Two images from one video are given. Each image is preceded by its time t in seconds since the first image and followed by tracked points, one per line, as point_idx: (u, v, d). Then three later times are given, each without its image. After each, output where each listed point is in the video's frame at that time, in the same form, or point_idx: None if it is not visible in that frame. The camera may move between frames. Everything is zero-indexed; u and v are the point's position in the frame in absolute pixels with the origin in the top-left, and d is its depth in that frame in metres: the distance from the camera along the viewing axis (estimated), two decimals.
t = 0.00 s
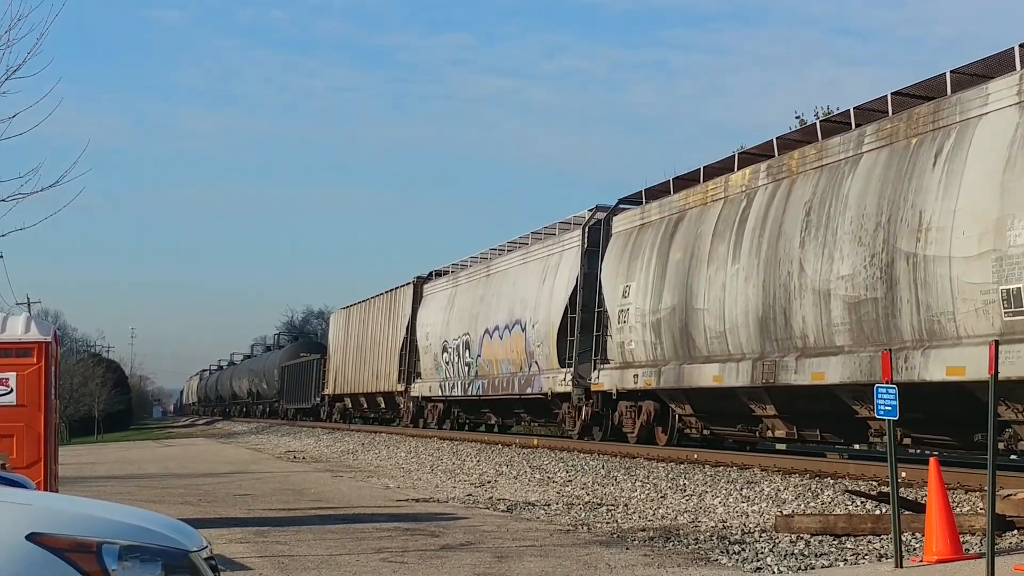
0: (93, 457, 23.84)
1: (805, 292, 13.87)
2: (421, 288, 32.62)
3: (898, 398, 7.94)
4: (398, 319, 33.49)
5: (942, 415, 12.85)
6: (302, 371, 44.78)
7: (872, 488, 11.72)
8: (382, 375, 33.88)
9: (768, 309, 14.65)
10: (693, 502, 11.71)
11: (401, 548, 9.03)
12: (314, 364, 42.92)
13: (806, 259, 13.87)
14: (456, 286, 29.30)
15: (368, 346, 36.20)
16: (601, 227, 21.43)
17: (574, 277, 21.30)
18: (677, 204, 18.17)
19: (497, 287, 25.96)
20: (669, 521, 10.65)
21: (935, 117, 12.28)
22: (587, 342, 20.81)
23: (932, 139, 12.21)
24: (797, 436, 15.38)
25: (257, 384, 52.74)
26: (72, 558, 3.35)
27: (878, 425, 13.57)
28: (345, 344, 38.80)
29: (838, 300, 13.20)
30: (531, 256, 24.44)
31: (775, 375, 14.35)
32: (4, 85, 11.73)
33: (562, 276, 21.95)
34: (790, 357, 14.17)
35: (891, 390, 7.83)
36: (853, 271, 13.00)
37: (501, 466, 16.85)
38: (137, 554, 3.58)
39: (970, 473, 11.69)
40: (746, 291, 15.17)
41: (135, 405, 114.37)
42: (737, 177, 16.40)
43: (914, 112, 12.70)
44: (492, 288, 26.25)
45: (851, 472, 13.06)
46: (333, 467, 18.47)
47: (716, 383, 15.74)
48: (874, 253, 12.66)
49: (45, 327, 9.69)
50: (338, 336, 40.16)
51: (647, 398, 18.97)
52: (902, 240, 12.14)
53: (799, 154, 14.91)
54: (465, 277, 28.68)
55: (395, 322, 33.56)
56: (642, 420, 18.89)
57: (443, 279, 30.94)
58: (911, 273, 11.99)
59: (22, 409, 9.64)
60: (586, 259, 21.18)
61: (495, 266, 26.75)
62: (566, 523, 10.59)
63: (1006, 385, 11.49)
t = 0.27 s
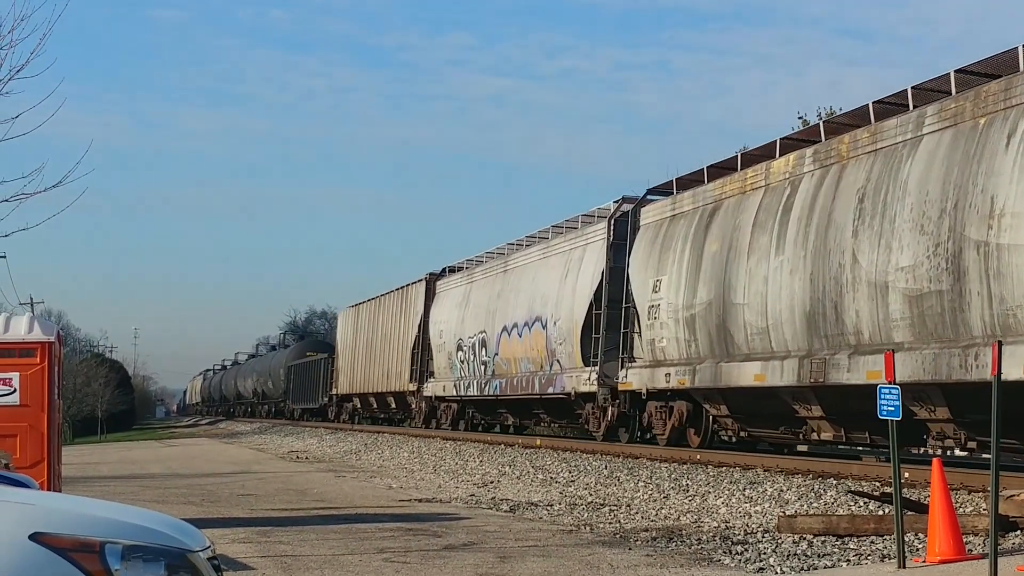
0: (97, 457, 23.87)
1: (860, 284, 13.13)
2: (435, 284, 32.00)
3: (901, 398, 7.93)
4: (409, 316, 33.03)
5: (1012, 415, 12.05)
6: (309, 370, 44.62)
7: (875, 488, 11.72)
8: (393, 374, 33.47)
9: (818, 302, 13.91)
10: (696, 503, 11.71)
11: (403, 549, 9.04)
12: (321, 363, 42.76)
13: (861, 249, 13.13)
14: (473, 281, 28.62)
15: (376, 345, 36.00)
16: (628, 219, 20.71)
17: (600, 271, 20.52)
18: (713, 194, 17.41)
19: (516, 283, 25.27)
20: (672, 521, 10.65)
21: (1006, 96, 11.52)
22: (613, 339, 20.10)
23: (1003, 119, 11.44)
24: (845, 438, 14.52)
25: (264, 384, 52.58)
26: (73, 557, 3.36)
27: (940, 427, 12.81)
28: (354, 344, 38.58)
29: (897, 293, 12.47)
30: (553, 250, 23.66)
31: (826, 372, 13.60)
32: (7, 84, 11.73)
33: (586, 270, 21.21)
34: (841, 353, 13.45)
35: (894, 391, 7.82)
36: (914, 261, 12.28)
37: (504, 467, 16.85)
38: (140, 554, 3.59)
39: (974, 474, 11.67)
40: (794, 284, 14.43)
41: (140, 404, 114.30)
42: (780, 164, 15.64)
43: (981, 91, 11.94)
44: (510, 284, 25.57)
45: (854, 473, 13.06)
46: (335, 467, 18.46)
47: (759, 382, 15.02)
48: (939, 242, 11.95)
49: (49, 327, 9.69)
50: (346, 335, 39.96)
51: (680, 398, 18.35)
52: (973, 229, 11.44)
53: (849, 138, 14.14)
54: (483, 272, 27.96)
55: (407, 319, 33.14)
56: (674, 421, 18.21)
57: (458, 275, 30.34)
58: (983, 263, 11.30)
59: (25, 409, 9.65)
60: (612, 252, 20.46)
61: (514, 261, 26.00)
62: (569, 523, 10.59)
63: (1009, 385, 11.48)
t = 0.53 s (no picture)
0: (95, 456, 23.86)
1: (917, 274, 12.24)
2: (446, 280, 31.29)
3: (900, 397, 7.92)
4: (417, 313, 32.53)
5: None
6: (312, 369, 44.42)
7: (874, 487, 11.72)
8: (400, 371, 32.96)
9: (869, 294, 13.01)
10: (695, 501, 11.70)
11: (402, 547, 9.03)
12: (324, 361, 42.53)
13: (919, 236, 12.23)
14: (485, 275, 27.87)
15: (379, 342, 35.74)
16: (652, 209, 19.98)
17: (623, 263, 19.77)
18: (748, 180, 16.50)
19: (530, 277, 24.58)
20: (671, 520, 10.64)
21: None
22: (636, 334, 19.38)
23: None
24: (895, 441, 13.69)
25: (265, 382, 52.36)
26: (72, 556, 3.35)
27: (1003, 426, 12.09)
28: (358, 341, 38.28)
29: (961, 283, 11.57)
30: (571, 242, 22.96)
31: (878, 367, 12.71)
32: (6, 82, 11.71)
33: (607, 262, 20.48)
34: (896, 348, 12.55)
35: (893, 390, 7.81)
36: (979, 249, 11.39)
37: (503, 465, 16.83)
38: (138, 552, 3.58)
39: (973, 473, 11.67)
40: (841, 274, 13.51)
41: (141, 402, 114.05)
42: (823, 147, 14.69)
43: None
44: (524, 278, 24.90)
45: (853, 471, 13.06)
46: (334, 465, 18.44)
47: (802, 379, 14.12)
48: (1007, 228, 11.07)
49: (47, 325, 9.68)
50: (350, 333, 39.71)
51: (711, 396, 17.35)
52: None
53: (902, 117, 13.20)
54: (496, 266, 27.22)
55: (415, 315, 32.62)
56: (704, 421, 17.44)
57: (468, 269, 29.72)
58: None
59: (23, 408, 9.64)
60: (636, 244, 19.71)
61: (528, 254, 25.29)
62: (567, 522, 10.59)
63: (1007, 383, 11.49)
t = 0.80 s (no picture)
0: (97, 451, 23.90)
1: (988, 259, 11.54)
2: (462, 271, 30.71)
3: (902, 393, 7.92)
4: (429, 306, 32.16)
5: None
6: (318, 364, 44.31)
7: (876, 483, 11.72)
8: (413, 365, 32.56)
9: (931, 281, 12.29)
10: (696, 497, 11.72)
11: (403, 543, 9.04)
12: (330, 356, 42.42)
13: (989, 218, 11.52)
14: (506, 266, 27.27)
15: (387, 337, 35.58)
16: (682, 196, 19.29)
17: (653, 253, 19.12)
18: (790, 162, 15.77)
19: (552, 268, 23.99)
20: (673, 516, 10.66)
21: None
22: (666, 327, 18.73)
23: None
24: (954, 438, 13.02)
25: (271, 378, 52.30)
26: (74, 552, 3.35)
27: None
28: (367, 336, 38.06)
29: None
30: (596, 230, 22.33)
31: (938, 361, 11.96)
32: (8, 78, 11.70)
33: (635, 252, 19.86)
34: (961, 340, 11.80)
35: (895, 386, 7.82)
36: None
37: (504, 461, 16.84)
38: (140, 548, 3.58)
39: (974, 470, 11.67)
40: (899, 261, 12.76)
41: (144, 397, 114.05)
42: (874, 126, 13.94)
43: None
44: (546, 268, 24.32)
45: (854, 468, 13.08)
46: (336, 461, 18.46)
47: (853, 374, 13.35)
48: None
49: (48, 321, 9.68)
50: (358, 327, 39.56)
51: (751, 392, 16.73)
52: None
53: (964, 92, 12.47)
54: (517, 256, 26.60)
55: (427, 309, 32.28)
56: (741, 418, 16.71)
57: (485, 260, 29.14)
58: None
59: (25, 403, 9.65)
60: (666, 233, 19.03)
61: (551, 243, 24.66)
62: (569, 518, 10.60)
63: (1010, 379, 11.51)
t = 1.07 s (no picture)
0: (97, 457, 23.89)
1: None
2: (477, 271, 29.91)
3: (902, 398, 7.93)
4: (439, 309, 31.59)
5: None
6: (322, 369, 44.10)
7: (875, 488, 11.73)
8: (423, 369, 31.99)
9: (1000, 279, 11.32)
10: (696, 502, 11.72)
11: (404, 548, 9.05)
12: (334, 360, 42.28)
13: None
14: (523, 266, 26.46)
15: (393, 341, 35.32)
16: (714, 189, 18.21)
17: (682, 251, 18.12)
18: (835, 151, 14.74)
19: (572, 267, 23.19)
20: (672, 521, 10.66)
21: None
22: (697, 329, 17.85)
23: None
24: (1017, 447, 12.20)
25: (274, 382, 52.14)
26: (74, 557, 3.36)
27: None
28: (373, 341, 37.68)
29: None
30: (619, 228, 21.45)
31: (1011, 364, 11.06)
32: (7, 83, 11.72)
33: (663, 251, 18.92)
34: None
35: (894, 391, 7.83)
36: None
37: (504, 466, 16.84)
38: (140, 554, 3.59)
39: (974, 474, 11.68)
40: (963, 257, 11.79)
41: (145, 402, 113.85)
42: (930, 111, 12.89)
43: None
44: (564, 268, 23.51)
45: (854, 472, 13.08)
46: (336, 467, 18.45)
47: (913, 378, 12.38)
48: None
49: (48, 327, 9.69)
50: (364, 331, 39.24)
51: (793, 397, 15.70)
52: None
53: None
54: (535, 255, 25.78)
55: (436, 311, 31.72)
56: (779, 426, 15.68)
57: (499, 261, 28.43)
58: None
59: (25, 409, 9.66)
60: (696, 229, 18.00)
61: (570, 242, 23.81)
62: (569, 523, 10.60)
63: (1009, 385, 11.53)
